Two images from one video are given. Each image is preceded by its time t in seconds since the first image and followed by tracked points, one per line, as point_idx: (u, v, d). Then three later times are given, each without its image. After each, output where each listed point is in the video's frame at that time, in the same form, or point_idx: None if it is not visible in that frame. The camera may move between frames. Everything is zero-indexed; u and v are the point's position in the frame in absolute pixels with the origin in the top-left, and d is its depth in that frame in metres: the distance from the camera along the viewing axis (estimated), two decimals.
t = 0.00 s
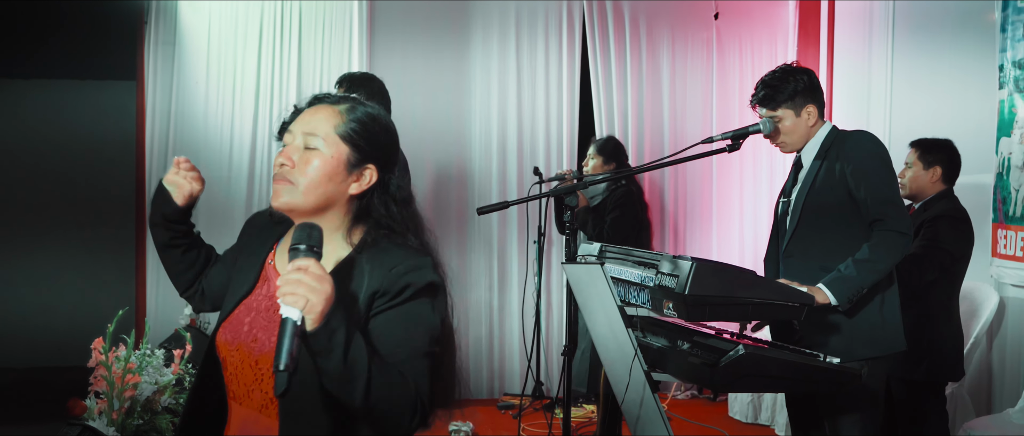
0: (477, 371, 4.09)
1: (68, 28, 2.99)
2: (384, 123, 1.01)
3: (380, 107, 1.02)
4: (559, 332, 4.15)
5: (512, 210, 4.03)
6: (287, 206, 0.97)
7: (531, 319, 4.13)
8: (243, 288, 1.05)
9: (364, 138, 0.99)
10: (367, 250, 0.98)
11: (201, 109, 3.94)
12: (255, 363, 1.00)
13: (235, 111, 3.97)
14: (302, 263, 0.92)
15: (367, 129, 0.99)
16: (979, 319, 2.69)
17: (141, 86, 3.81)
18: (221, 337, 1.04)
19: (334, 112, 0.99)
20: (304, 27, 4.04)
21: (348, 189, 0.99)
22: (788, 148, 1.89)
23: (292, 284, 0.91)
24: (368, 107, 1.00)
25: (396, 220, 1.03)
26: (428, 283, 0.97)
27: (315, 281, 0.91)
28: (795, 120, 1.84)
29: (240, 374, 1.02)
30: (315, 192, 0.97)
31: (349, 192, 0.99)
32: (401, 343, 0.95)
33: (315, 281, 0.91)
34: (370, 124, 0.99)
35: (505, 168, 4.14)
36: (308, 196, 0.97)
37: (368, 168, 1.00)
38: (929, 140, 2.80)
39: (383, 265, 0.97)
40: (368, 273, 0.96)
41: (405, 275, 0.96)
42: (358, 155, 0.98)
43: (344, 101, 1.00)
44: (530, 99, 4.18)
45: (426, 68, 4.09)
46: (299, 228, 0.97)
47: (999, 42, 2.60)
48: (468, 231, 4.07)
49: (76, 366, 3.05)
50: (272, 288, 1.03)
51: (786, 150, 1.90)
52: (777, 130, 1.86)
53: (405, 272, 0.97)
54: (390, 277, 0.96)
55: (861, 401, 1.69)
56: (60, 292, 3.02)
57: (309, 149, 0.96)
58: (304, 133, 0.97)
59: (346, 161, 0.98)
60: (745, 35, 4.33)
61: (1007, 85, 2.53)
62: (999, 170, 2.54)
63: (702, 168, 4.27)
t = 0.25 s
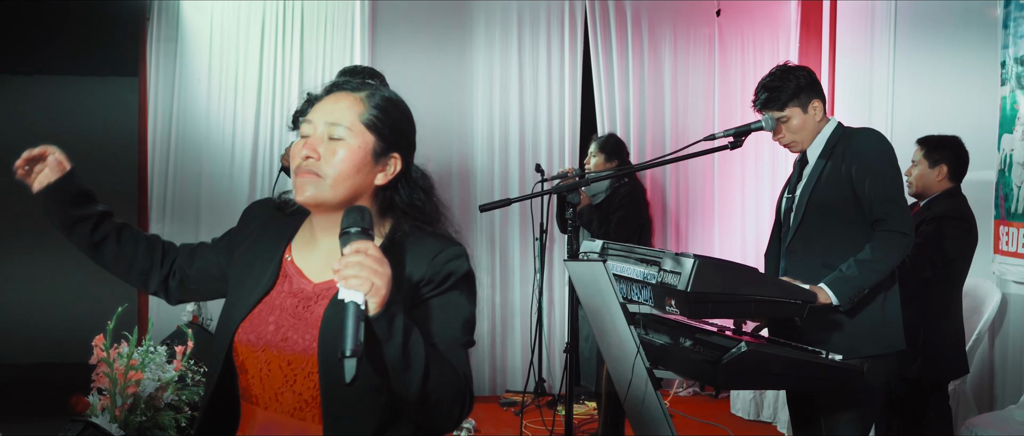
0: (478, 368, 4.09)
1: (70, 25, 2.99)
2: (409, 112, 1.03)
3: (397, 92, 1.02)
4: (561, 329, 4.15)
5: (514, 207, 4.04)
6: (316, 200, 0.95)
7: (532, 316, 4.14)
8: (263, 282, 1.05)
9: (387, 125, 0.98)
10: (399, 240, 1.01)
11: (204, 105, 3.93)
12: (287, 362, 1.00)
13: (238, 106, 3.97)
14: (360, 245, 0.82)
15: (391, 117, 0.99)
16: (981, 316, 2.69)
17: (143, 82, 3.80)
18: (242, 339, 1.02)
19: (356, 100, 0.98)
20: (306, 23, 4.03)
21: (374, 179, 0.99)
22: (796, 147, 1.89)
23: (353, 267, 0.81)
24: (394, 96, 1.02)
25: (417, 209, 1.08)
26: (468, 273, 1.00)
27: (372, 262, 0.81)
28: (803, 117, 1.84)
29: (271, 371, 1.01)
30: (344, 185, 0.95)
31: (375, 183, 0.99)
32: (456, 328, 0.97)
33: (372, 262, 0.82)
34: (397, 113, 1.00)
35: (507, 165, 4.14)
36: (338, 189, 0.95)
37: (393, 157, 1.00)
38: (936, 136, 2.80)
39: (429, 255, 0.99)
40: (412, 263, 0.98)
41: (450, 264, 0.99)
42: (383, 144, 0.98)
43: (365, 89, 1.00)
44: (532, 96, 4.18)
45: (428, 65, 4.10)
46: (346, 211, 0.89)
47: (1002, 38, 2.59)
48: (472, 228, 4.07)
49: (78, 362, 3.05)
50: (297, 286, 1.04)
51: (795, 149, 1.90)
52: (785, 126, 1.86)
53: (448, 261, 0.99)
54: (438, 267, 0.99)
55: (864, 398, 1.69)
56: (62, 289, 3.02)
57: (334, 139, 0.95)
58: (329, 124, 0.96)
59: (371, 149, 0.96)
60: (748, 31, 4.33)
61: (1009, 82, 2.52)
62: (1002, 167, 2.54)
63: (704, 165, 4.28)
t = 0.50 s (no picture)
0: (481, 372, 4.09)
1: (69, 28, 2.98)
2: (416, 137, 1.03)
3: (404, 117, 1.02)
4: (563, 333, 4.14)
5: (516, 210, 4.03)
6: (318, 234, 0.93)
7: (535, 321, 4.13)
8: (268, 325, 1.05)
9: (393, 152, 0.98)
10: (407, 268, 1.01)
11: (206, 108, 3.95)
12: (294, 401, 1.01)
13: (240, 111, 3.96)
14: (350, 272, 0.81)
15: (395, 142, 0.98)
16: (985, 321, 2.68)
17: (146, 84, 3.83)
18: (250, 379, 1.03)
19: (361, 127, 0.97)
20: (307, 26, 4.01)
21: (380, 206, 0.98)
22: (801, 156, 1.88)
23: (344, 294, 0.80)
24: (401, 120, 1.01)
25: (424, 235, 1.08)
26: (476, 298, 0.97)
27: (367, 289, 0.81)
28: (806, 124, 1.83)
29: (278, 410, 1.02)
30: (349, 216, 0.94)
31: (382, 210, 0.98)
32: (462, 355, 0.94)
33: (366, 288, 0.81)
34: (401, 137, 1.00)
35: (509, 168, 4.14)
36: (342, 220, 0.94)
37: (400, 184, 0.99)
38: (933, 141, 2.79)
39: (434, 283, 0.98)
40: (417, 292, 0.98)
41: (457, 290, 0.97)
42: (389, 171, 0.97)
43: (370, 115, 0.99)
44: (535, 101, 4.16)
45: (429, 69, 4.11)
46: (340, 237, 0.90)
47: (1005, 42, 2.58)
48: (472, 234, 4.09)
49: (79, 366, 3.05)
50: (300, 322, 1.03)
51: (797, 159, 1.89)
52: (788, 134, 1.85)
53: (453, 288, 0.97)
54: (441, 293, 0.97)
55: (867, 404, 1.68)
56: (63, 292, 3.02)
57: (338, 168, 0.94)
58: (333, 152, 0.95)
59: (377, 177, 0.96)
60: (751, 33, 4.26)
61: (1013, 86, 2.51)
62: (1006, 170, 2.52)
63: (707, 168, 4.27)
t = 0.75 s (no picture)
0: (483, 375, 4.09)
1: (70, 31, 2.98)
2: (399, 113, 0.99)
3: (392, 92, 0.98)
4: (565, 336, 4.14)
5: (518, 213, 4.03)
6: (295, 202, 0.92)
7: (537, 323, 4.14)
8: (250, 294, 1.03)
9: (375, 127, 0.95)
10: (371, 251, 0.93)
11: (208, 110, 3.95)
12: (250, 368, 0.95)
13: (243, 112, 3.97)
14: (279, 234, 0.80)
15: (379, 117, 0.95)
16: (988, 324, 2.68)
17: (149, 86, 3.80)
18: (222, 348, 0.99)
19: (342, 100, 0.94)
20: (311, 28, 4.04)
21: (358, 182, 0.95)
22: (805, 157, 1.88)
23: (267, 254, 0.78)
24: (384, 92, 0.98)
25: (404, 223, 1.00)
26: (434, 273, 0.85)
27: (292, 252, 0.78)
28: (810, 125, 1.83)
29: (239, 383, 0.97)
30: (323, 187, 0.92)
31: (359, 186, 0.96)
32: (409, 329, 0.81)
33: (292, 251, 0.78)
34: (383, 111, 0.96)
35: (512, 170, 4.14)
36: (315, 191, 0.92)
37: (380, 160, 0.97)
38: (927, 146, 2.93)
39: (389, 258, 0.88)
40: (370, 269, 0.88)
41: (414, 263, 0.86)
42: (369, 146, 0.94)
43: (354, 87, 0.96)
44: (537, 102, 4.17)
45: (432, 71, 4.09)
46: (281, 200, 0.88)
47: (1009, 45, 2.58)
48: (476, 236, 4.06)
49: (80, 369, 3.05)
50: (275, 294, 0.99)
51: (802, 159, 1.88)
52: (792, 135, 1.85)
53: (410, 262, 0.86)
54: (396, 267, 0.86)
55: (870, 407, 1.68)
56: (65, 295, 3.03)
57: (314, 141, 0.92)
58: (310, 122, 0.93)
59: (355, 151, 0.93)
60: (753, 35, 4.30)
61: (1016, 88, 2.51)
62: (1009, 173, 2.52)
63: (709, 171, 4.27)
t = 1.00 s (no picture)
0: (485, 374, 4.09)
1: (72, 32, 2.98)
2: (365, 120, 1.01)
3: (363, 100, 1.02)
4: (567, 336, 4.14)
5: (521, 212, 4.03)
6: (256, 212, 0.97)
7: (539, 322, 4.13)
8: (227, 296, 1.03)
9: (338, 133, 0.98)
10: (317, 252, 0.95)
11: (210, 110, 3.95)
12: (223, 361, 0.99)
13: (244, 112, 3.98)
14: (187, 244, 0.90)
15: (341, 125, 0.98)
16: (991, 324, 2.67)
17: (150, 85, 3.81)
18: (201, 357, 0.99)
19: (308, 106, 0.99)
20: (312, 27, 4.04)
21: (319, 189, 0.98)
22: (806, 158, 1.88)
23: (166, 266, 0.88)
24: (352, 100, 1.01)
25: (367, 228, 1.01)
26: (361, 282, 0.87)
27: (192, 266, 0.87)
28: (810, 127, 1.83)
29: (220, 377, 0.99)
30: (280, 193, 0.97)
31: (322, 194, 0.99)
32: (326, 341, 0.84)
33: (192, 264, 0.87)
34: (344, 118, 0.99)
35: (513, 170, 4.14)
36: (274, 200, 0.97)
37: (343, 166, 0.99)
38: (917, 147, 3.02)
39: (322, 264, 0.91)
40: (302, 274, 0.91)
41: (345, 271, 0.88)
42: (329, 153, 0.97)
43: (324, 95, 1.00)
44: (539, 102, 4.18)
45: (433, 72, 4.09)
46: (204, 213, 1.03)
47: (1011, 45, 2.58)
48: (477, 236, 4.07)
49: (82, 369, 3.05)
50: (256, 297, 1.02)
51: (804, 160, 1.88)
52: (792, 136, 1.85)
53: (341, 270, 0.89)
54: (328, 275, 0.88)
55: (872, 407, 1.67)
56: (67, 295, 3.03)
57: (277, 148, 0.97)
58: (277, 130, 0.99)
59: (314, 159, 0.97)
60: (755, 34, 4.30)
61: (1018, 88, 2.51)
62: (1011, 174, 2.52)
63: (711, 170, 4.26)
